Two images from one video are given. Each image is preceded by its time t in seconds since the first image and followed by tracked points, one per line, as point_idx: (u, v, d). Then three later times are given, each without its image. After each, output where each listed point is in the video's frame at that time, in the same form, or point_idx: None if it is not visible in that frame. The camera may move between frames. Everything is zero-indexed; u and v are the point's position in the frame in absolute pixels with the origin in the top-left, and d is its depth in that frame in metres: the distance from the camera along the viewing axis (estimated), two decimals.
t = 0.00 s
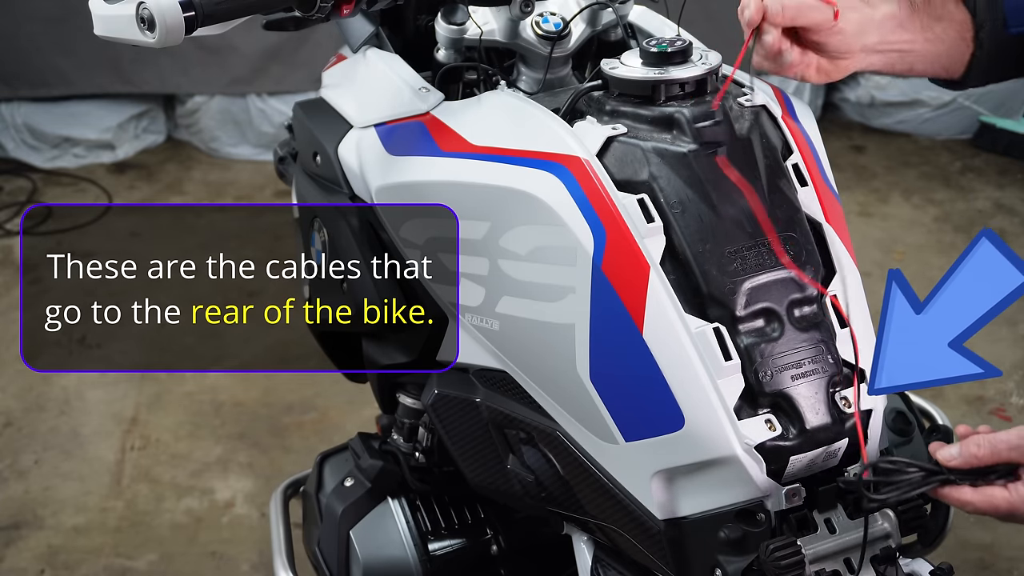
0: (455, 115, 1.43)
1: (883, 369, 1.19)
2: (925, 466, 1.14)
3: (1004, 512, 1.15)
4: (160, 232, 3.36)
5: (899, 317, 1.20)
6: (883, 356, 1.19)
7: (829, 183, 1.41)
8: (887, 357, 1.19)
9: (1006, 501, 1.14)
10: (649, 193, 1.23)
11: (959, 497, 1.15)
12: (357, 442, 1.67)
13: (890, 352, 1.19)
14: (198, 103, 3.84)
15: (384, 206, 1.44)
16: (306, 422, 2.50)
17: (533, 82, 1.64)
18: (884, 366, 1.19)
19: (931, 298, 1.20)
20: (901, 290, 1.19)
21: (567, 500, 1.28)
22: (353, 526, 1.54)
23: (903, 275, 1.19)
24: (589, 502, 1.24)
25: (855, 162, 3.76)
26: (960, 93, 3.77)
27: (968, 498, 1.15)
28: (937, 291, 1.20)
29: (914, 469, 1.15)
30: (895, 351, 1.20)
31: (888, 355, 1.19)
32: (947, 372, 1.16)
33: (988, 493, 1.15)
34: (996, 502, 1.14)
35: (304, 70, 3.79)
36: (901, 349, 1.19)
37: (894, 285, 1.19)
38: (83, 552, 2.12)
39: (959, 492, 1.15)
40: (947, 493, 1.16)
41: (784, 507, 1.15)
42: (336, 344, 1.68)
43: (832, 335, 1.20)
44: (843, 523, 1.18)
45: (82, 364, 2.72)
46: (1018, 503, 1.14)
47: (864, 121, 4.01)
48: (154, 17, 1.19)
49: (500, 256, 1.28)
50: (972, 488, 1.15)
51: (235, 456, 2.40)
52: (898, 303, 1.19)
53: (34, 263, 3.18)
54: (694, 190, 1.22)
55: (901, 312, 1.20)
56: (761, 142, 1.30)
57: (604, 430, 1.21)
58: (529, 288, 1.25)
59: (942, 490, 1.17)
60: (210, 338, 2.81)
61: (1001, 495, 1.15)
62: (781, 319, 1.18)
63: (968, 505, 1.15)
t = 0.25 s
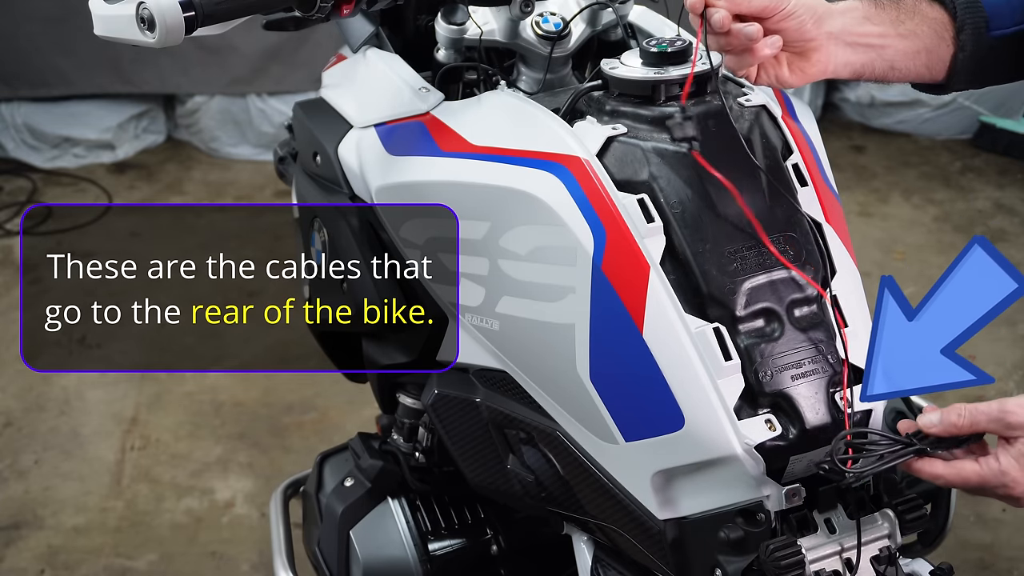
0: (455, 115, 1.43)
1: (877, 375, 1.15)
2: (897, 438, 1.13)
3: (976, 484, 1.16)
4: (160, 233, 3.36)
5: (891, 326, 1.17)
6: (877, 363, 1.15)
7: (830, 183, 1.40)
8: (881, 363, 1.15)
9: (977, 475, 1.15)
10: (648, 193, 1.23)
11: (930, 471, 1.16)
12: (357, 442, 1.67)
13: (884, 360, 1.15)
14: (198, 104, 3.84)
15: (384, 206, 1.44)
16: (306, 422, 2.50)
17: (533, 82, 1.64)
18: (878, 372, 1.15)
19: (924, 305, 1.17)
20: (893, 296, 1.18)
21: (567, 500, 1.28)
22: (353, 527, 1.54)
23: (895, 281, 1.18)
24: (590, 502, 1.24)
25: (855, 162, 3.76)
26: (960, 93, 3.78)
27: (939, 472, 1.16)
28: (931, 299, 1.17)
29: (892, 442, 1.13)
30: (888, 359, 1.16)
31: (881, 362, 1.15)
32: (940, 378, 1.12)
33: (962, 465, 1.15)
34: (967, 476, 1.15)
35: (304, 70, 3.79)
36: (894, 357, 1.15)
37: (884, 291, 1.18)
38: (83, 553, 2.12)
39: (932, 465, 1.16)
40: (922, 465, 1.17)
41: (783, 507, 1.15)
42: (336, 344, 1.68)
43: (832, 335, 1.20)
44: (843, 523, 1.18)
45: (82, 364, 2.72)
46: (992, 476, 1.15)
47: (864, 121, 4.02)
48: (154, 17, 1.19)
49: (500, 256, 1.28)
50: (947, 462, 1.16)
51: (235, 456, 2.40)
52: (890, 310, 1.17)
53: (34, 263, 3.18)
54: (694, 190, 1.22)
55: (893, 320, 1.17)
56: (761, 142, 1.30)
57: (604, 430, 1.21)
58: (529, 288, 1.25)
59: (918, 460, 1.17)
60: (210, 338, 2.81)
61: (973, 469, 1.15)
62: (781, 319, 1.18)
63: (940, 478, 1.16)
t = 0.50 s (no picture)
0: (455, 115, 1.43)
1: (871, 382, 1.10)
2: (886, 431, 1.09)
3: (966, 479, 1.13)
4: (160, 233, 3.36)
5: (883, 331, 1.12)
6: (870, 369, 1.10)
7: (830, 183, 1.41)
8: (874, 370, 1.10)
9: (967, 470, 1.12)
10: (649, 193, 1.23)
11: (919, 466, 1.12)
12: (357, 442, 1.67)
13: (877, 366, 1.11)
14: (198, 103, 3.84)
15: (384, 206, 1.44)
16: (306, 422, 2.50)
17: (533, 82, 1.64)
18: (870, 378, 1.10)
19: (917, 311, 1.12)
20: (886, 302, 1.12)
21: (567, 500, 1.28)
22: (353, 526, 1.54)
23: (889, 286, 1.12)
24: (590, 502, 1.24)
25: (855, 162, 3.76)
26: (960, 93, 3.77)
27: (929, 467, 1.12)
28: (926, 304, 1.12)
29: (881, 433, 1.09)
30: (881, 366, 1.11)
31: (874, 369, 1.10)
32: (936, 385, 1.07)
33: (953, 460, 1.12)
34: (958, 471, 1.12)
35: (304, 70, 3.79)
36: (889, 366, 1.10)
37: (879, 297, 1.11)
38: (83, 553, 2.12)
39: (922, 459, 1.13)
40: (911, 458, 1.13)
41: (783, 507, 1.15)
42: (336, 343, 1.68)
43: (832, 335, 1.20)
44: (843, 523, 1.18)
45: (82, 364, 2.72)
46: (984, 471, 1.12)
47: (864, 121, 4.02)
48: (154, 17, 1.19)
49: (500, 256, 1.28)
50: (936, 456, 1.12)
51: (235, 456, 2.40)
52: (883, 316, 1.12)
53: (34, 263, 3.19)
54: (693, 191, 1.22)
55: (887, 325, 1.12)
56: (761, 143, 1.30)
57: (604, 430, 1.21)
58: (529, 288, 1.25)
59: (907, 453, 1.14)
60: (210, 338, 2.81)
61: (964, 463, 1.12)
62: (781, 319, 1.18)
63: (929, 472, 1.13)
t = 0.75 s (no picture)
0: (455, 115, 1.43)
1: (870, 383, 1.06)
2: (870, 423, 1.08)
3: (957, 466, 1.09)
4: (160, 233, 3.37)
5: (884, 332, 1.08)
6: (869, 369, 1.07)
7: (829, 183, 1.41)
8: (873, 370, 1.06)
9: (958, 457, 1.08)
10: (649, 193, 1.23)
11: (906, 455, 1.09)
12: (357, 442, 1.67)
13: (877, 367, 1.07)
14: (198, 103, 3.84)
15: (384, 206, 1.44)
16: (305, 422, 2.50)
17: (533, 82, 1.64)
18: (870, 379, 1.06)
19: (918, 311, 1.07)
20: (886, 302, 1.08)
21: (567, 500, 1.28)
22: (353, 526, 1.54)
23: (888, 285, 1.08)
24: (590, 502, 1.24)
25: (855, 162, 3.76)
26: (960, 93, 3.78)
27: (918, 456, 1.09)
28: (927, 304, 1.08)
29: (868, 424, 1.08)
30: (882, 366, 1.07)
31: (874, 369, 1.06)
32: (933, 386, 1.03)
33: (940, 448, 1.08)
34: (948, 458, 1.08)
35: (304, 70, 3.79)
36: (888, 366, 1.06)
37: (878, 296, 1.08)
38: (83, 553, 2.12)
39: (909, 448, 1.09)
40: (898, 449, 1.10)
41: (784, 507, 1.15)
42: (336, 344, 1.68)
43: (832, 335, 1.20)
44: (843, 524, 1.18)
45: (82, 364, 2.72)
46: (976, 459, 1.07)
47: (864, 121, 4.02)
48: (154, 17, 1.19)
49: (500, 256, 1.28)
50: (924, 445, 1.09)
51: (235, 456, 2.40)
52: (883, 316, 1.08)
53: (33, 263, 3.19)
54: (693, 191, 1.22)
55: (887, 326, 1.08)
56: (761, 143, 1.29)
57: (604, 430, 1.21)
58: (529, 288, 1.25)
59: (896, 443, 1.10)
60: (210, 339, 2.81)
61: (954, 450, 1.08)
62: (781, 319, 1.18)
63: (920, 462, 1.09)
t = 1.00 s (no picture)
0: (455, 115, 1.43)
1: (869, 383, 1.06)
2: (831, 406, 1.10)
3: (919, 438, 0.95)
4: (160, 233, 3.37)
5: (884, 332, 1.07)
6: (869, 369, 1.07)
7: (829, 183, 1.41)
8: (873, 370, 1.06)
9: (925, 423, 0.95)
10: (649, 193, 1.23)
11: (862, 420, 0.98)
12: (357, 442, 1.67)
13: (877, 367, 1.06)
14: (198, 103, 3.85)
15: (384, 206, 1.44)
16: (305, 422, 2.50)
17: (533, 82, 1.64)
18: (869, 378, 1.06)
19: (918, 310, 1.05)
20: (886, 302, 1.06)
21: (567, 500, 1.27)
22: (353, 526, 1.54)
23: (887, 286, 1.06)
24: (589, 502, 1.24)
25: (855, 162, 3.76)
26: (960, 93, 3.78)
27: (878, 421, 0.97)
28: (927, 303, 1.05)
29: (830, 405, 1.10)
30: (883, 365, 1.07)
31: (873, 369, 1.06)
32: (930, 387, 1.02)
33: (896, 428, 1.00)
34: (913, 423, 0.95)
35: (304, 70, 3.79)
36: (887, 365, 1.06)
37: (877, 297, 1.06)
38: (83, 553, 2.12)
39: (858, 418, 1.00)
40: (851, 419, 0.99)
41: (784, 507, 1.15)
42: (336, 344, 1.68)
43: (832, 335, 1.20)
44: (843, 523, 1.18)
45: (82, 364, 2.72)
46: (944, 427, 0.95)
47: (864, 121, 4.02)
48: (154, 17, 1.19)
49: (500, 256, 1.28)
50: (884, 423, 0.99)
51: (235, 456, 2.40)
52: (882, 317, 1.06)
53: (33, 263, 3.19)
54: (694, 190, 1.22)
55: (887, 325, 1.07)
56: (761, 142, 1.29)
57: (604, 430, 1.20)
58: (529, 288, 1.25)
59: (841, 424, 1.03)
60: (210, 339, 2.81)
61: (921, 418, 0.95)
62: (781, 319, 1.18)
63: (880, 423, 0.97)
